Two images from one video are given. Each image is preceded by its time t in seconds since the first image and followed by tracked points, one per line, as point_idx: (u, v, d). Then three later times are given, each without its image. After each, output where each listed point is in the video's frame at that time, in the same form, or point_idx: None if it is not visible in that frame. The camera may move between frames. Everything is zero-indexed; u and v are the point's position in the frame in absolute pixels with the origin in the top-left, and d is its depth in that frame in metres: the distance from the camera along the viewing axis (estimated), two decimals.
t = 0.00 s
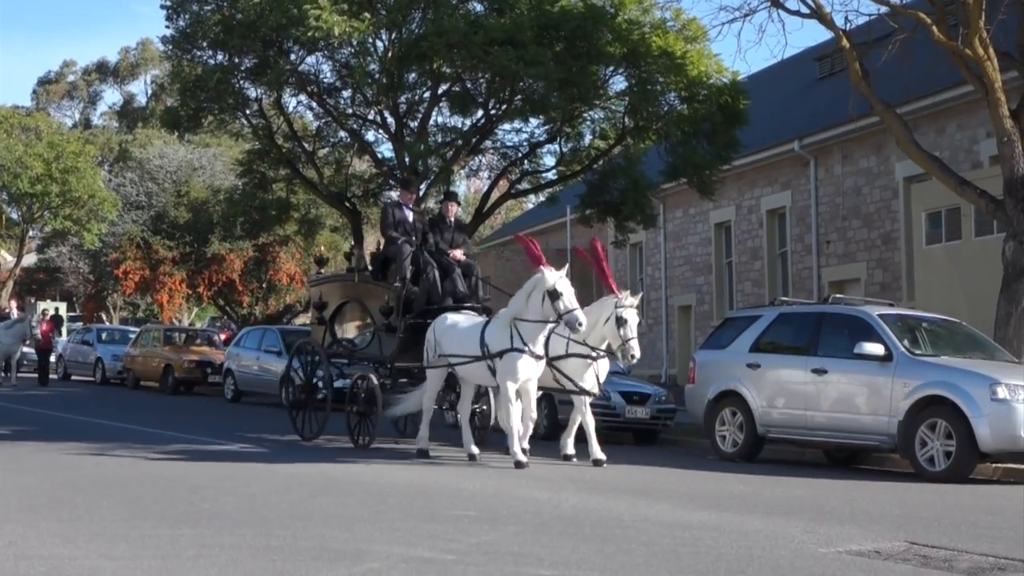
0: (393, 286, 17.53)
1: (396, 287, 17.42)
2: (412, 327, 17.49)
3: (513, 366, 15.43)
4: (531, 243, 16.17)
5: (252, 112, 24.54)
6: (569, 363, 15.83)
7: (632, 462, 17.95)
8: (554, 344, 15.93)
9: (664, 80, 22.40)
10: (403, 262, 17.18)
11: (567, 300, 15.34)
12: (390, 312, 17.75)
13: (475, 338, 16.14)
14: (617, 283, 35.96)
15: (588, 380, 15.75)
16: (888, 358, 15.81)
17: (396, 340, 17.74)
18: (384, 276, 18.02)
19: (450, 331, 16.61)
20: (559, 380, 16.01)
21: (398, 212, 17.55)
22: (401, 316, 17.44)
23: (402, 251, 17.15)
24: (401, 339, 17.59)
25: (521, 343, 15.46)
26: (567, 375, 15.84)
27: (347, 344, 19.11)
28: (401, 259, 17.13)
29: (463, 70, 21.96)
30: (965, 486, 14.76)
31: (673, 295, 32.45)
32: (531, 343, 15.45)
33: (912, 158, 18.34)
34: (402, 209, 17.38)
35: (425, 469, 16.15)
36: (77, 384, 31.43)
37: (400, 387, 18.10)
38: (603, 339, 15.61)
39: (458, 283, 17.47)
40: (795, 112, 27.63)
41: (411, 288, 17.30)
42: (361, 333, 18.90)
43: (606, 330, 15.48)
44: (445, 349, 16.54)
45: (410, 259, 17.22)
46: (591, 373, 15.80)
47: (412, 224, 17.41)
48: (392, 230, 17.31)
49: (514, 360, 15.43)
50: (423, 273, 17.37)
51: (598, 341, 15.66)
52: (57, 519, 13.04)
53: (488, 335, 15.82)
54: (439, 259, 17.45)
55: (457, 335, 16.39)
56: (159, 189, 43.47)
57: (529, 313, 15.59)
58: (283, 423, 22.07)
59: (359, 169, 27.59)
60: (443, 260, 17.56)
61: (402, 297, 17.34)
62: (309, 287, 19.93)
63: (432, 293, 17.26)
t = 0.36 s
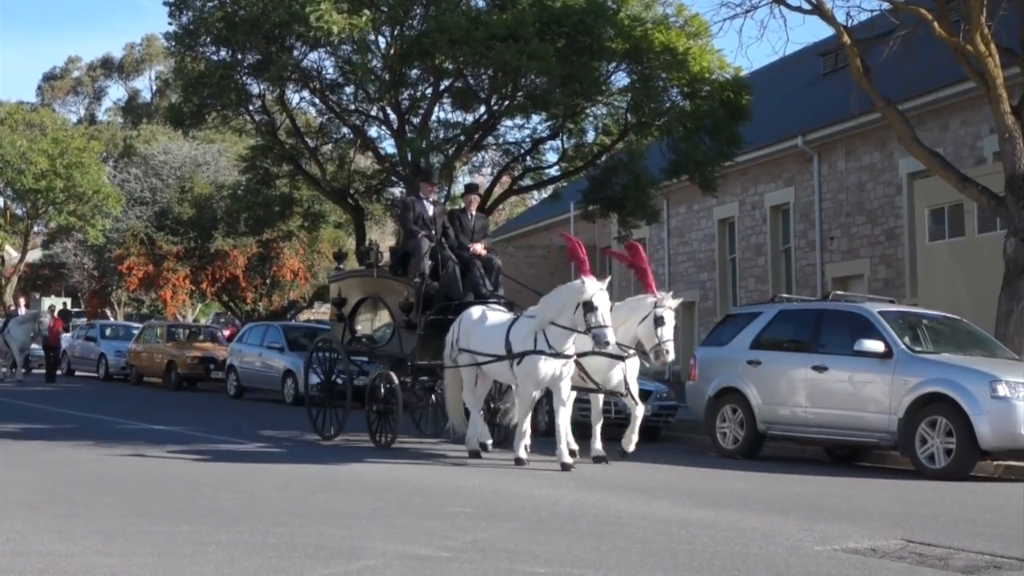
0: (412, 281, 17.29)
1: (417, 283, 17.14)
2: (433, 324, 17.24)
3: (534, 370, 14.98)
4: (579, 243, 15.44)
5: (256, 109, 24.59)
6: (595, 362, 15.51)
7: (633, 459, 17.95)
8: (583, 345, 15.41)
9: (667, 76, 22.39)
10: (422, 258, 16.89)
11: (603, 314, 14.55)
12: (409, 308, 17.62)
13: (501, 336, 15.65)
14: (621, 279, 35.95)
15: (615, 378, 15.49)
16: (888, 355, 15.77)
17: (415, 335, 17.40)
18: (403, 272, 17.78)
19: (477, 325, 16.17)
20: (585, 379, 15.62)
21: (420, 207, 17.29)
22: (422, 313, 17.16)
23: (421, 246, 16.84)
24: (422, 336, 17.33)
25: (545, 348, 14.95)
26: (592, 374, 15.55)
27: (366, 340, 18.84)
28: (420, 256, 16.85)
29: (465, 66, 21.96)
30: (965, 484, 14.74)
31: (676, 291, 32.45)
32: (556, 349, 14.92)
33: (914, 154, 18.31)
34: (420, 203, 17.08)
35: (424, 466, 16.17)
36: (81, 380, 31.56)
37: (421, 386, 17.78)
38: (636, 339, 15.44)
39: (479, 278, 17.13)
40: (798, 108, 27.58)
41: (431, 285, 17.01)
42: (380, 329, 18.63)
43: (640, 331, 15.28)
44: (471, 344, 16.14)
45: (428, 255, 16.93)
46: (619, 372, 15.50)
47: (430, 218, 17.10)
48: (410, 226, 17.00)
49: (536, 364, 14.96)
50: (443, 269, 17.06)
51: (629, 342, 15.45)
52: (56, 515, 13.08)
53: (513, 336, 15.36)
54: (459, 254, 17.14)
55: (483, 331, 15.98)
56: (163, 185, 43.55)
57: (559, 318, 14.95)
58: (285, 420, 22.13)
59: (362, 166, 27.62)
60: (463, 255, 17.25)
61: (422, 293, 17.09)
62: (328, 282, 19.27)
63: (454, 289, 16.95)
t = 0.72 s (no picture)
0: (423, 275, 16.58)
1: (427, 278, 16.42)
2: (443, 321, 16.45)
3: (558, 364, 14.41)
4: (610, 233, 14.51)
5: (247, 104, 24.61)
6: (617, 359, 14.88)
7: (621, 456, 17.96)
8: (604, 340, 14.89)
9: (658, 73, 22.43)
10: (433, 251, 16.17)
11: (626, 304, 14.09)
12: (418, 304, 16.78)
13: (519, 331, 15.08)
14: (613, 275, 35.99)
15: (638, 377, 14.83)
16: (874, 351, 15.80)
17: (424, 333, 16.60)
18: (412, 266, 17.12)
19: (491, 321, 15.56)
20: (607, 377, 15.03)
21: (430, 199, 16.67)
22: (431, 308, 16.39)
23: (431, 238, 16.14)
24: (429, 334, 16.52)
25: (569, 340, 14.41)
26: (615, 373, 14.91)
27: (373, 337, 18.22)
28: (431, 248, 16.15)
29: (456, 62, 21.98)
30: (949, 480, 14.79)
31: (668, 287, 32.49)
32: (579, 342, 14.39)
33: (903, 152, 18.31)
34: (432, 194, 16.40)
35: (411, 462, 16.19)
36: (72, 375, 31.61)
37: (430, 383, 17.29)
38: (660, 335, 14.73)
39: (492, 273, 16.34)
40: (789, 105, 27.62)
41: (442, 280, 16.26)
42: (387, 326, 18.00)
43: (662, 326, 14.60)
44: (486, 340, 15.50)
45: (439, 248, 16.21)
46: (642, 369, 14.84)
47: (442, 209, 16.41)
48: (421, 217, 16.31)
49: (560, 357, 14.39)
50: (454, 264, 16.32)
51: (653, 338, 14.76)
52: (41, 511, 13.10)
53: (535, 330, 14.80)
54: (471, 248, 16.38)
55: (498, 327, 15.36)
56: (156, 181, 43.62)
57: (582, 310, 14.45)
58: (275, 416, 22.14)
59: (353, 161, 27.63)
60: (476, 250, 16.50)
61: (432, 288, 16.35)
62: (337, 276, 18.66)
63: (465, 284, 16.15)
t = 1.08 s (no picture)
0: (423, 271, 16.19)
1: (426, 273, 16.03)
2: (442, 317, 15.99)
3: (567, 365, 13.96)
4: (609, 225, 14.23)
5: (227, 100, 24.57)
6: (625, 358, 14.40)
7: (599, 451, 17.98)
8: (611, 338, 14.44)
9: (637, 70, 22.47)
10: (432, 245, 15.81)
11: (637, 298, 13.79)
12: (418, 300, 16.60)
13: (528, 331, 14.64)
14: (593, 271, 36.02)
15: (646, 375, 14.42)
16: (849, 347, 15.88)
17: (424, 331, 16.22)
18: (411, 262, 17.00)
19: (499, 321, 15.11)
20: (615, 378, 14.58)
21: (429, 193, 16.25)
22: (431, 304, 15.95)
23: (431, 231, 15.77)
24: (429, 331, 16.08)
25: (579, 340, 13.97)
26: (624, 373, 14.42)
27: (373, 334, 17.86)
28: (430, 243, 15.80)
29: (435, 58, 21.97)
30: (922, 475, 14.86)
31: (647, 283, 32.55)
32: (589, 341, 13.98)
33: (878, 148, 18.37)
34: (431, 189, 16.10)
35: (387, 457, 16.19)
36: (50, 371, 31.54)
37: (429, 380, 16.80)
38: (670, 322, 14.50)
39: (494, 267, 15.91)
40: (768, 101, 27.68)
41: (442, 274, 15.84)
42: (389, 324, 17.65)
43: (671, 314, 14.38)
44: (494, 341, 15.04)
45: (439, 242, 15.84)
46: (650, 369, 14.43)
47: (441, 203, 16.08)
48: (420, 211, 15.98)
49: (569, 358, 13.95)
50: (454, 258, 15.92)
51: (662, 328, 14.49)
52: (14, 507, 13.06)
53: (543, 330, 14.35)
54: (472, 243, 16.01)
55: (506, 327, 14.92)
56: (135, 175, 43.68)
57: (593, 308, 14.07)
58: (253, 412, 22.10)
59: (332, 157, 27.64)
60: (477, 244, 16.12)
61: (432, 284, 15.93)
62: (329, 273, 18.42)
63: (466, 279, 15.75)
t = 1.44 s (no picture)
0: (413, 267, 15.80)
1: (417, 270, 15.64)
2: (432, 316, 15.61)
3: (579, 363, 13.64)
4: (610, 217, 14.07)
5: (194, 97, 24.53)
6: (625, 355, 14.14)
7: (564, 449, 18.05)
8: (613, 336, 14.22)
9: (604, 68, 22.57)
10: (423, 240, 15.43)
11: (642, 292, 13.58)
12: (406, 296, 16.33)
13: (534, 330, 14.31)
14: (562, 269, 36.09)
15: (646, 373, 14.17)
16: (810, 345, 15.98)
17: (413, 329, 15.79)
18: (400, 258, 16.74)
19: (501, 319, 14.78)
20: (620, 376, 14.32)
21: (418, 187, 15.87)
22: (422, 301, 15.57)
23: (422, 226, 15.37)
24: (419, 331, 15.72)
25: (589, 338, 13.68)
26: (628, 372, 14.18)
27: (360, 330, 17.52)
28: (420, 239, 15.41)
29: (401, 56, 21.99)
30: (882, 471, 15.00)
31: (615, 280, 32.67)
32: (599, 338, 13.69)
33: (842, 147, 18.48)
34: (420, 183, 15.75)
35: (351, 455, 16.21)
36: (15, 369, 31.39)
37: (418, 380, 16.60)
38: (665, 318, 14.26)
39: (485, 263, 15.59)
40: (736, 100, 27.83)
41: (434, 271, 15.46)
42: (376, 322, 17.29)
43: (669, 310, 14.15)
44: (498, 340, 14.68)
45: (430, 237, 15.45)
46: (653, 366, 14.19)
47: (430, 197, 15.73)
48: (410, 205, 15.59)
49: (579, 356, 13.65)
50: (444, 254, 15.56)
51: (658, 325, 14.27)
52: None
53: (551, 329, 14.05)
54: (462, 238, 15.65)
55: (509, 326, 14.59)
56: (102, 173, 43.70)
57: (599, 304, 13.81)
58: (220, 410, 22.05)
59: (299, 155, 27.64)
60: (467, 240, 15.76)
61: (422, 281, 15.55)
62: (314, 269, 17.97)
63: (457, 275, 15.41)
